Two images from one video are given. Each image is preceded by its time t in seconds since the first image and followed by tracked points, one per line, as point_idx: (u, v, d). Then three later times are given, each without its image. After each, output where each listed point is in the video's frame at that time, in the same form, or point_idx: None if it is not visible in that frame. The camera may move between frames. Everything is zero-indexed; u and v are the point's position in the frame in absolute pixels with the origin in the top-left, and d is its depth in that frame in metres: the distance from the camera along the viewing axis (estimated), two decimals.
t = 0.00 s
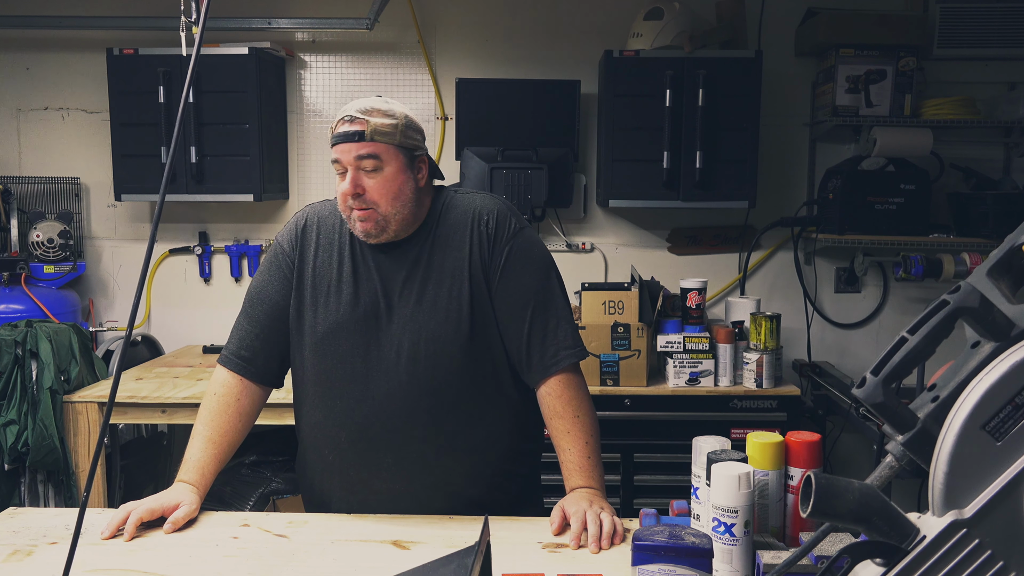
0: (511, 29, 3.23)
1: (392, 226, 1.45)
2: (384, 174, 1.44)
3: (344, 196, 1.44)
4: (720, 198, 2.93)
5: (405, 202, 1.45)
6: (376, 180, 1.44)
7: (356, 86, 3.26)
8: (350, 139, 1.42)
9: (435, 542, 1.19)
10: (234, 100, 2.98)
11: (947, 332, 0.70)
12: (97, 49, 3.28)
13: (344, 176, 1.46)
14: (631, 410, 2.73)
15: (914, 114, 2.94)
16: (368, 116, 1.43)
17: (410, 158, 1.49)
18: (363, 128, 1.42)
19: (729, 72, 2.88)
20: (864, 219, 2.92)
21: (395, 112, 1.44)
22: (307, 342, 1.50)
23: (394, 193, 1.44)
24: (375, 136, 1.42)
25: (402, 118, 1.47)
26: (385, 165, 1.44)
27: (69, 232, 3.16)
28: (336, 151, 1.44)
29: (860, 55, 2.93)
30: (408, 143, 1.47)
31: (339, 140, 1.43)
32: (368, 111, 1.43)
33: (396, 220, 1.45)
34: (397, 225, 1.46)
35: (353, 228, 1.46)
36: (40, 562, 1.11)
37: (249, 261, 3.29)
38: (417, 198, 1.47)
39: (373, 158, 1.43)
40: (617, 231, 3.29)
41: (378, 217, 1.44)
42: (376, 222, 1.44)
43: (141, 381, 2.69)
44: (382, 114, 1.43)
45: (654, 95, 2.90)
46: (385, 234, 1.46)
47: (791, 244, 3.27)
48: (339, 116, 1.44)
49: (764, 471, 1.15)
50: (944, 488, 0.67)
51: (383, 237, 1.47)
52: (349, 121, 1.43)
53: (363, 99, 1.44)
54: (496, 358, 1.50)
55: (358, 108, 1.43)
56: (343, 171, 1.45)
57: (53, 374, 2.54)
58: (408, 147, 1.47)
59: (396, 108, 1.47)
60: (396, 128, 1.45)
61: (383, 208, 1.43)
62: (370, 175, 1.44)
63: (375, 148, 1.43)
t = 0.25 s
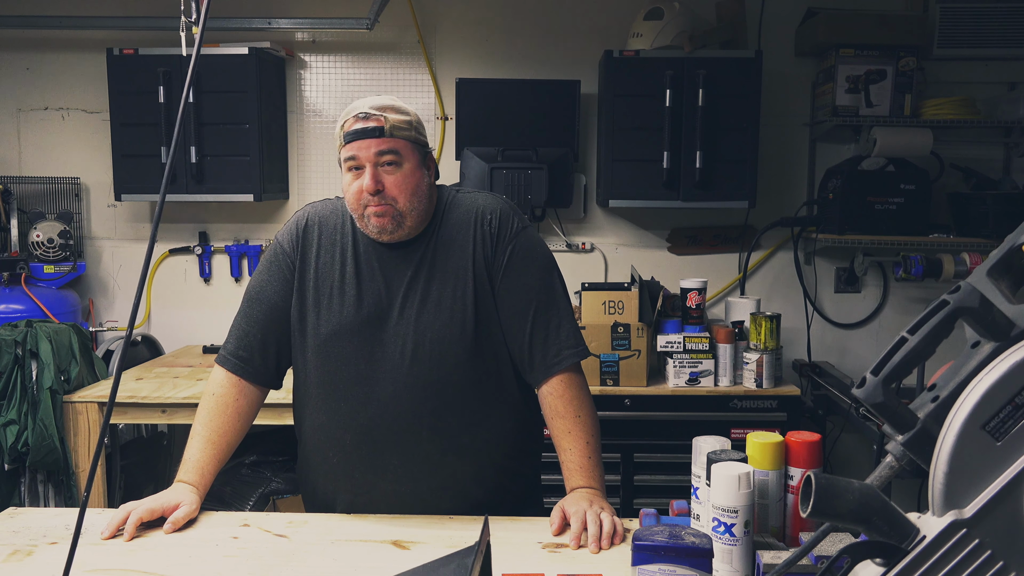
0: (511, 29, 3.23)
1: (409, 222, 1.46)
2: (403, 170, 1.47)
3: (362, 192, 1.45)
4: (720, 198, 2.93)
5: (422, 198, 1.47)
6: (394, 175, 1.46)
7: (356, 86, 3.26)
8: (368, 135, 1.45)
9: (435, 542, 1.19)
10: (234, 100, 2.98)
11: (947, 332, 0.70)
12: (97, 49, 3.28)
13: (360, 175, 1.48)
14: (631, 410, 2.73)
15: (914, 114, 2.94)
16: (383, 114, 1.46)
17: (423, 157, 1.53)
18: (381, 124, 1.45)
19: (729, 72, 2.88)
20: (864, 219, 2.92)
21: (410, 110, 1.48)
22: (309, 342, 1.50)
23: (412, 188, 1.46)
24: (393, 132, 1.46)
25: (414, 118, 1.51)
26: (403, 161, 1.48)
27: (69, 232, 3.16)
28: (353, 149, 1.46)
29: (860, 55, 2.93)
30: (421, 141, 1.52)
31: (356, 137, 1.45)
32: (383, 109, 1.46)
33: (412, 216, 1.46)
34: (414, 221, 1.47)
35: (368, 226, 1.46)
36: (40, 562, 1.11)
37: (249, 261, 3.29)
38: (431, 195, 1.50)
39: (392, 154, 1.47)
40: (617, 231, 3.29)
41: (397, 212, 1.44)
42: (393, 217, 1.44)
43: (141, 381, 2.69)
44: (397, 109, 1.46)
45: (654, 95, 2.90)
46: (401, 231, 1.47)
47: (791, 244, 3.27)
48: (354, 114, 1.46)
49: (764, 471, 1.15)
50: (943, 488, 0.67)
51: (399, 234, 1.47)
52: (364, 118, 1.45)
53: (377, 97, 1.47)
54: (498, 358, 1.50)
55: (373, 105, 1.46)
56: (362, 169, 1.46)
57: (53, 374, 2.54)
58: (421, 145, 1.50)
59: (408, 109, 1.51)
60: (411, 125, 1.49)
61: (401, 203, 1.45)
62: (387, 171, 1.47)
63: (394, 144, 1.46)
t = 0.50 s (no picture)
0: (511, 29, 3.23)
1: (421, 217, 1.46)
2: (419, 164, 1.49)
3: (377, 184, 1.45)
4: (720, 198, 2.93)
5: (435, 194, 1.49)
6: (411, 169, 1.48)
7: (356, 86, 3.26)
8: (387, 127, 1.46)
9: (436, 542, 1.19)
10: (234, 100, 2.98)
11: (947, 332, 0.70)
12: (97, 49, 3.28)
13: (375, 167, 1.48)
14: (632, 410, 2.73)
15: (913, 114, 2.94)
16: (402, 108, 1.48)
17: (435, 155, 1.55)
18: (400, 117, 1.47)
19: (729, 72, 2.88)
20: (864, 219, 2.92)
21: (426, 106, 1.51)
22: (310, 340, 1.50)
23: (427, 184, 1.48)
24: (411, 126, 1.48)
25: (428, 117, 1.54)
26: (419, 156, 1.49)
27: (69, 232, 3.16)
28: (371, 141, 1.47)
29: (860, 55, 2.93)
30: (435, 139, 1.54)
31: (374, 129, 1.46)
32: (402, 103, 1.48)
33: (425, 212, 1.47)
34: (426, 217, 1.48)
35: (379, 220, 1.46)
36: (40, 562, 1.11)
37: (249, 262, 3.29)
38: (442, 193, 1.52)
39: (409, 148, 1.48)
40: (617, 231, 3.29)
41: (411, 206, 1.45)
42: (408, 210, 1.45)
43: (141, 381, 2.69)
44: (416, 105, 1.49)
45: (654, 95, 2.90)
46: (412, 226, 1.47)
47: (791, 244, 3.27)
48: (372, 107, 1.47)
49: (764, 471, 1.15)
50: (944, 488, 0.67)
51: (410, 230, 1.47)
52: (383, 110, 1.47)
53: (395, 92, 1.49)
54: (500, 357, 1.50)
55: (391, 99, 1.48)
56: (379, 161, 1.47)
57: (53, 374, 2.54)
58: (435, 143, 1.53)
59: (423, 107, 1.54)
60: (427, 123, 1.51)
61: (416, 197, 1.46)
62: (404, 164, 1.48)
63: (412, 138, 1.48)
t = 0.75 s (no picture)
0: (511, 29, 3.22)
1: (423, 217, 1.46)
2: (425, 164, 1.49)
3: (381, 182, 1.45)
4: (720, 198, 2.93)
5: (439, 195, 1.49)
6: (417, 169, 1.48)
7: (356, 86, 3.26)
8: (395, 125, 1.46)
9: (436, 542, 1.19)
10: (234, 100, 2.98)
11: (947, 332, 0.70)
12: (97, 49, 3.28)
13: (380, 165, 1.48)
14: (632, 410, 2.73)
15: (913, 114, 2.94)
16: (410, 107, 1.48)
17: (439, 157, 1.55)
18: (408, 116, 1.47)
19: (729, 72, 2.88)
20: (864, 219, 2.92)
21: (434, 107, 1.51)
22: (310, 340, 1.50)
23: (431, 184, 1.48)
24: (418, 126, 1.48)
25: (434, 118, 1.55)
26: (425, 156, 1.50)
27: (69, 232, 3.16)
28: (377, 138, 1.47)
29: (860, 55, 2.93)
30: (440, 140, 1.54)
31: (381, 126, 1.46)
32: (409, 102, 1.49)
33: (428, 212, 1.46)
34: (429, 218, 1.47)
35: (381, 219, 1.46)
36: (40, 562, 1.11)
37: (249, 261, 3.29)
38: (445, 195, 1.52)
39: (416, 148, 1.48)
40: (617, 231, 3.29)
41: (414, 205, 1.45)
42: (410, 209, 1.44)
43: (141, 381, 2.69)
44: (424, 105, 1.49)
45: (654, 95, 2.90)
46: (414, 226, 1.46)
47: (791, 244, 3.27)
48: (380, 104, 1.47)
49: (764, 471, 1.15)
50: (943, 488, 0.67)
51: (411, 230, 1.47)
52: (391, 108, 1.47)
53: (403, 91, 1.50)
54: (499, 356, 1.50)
55: (399, 98, 1.48)
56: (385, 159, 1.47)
57: (53, 374, 2.54)
58: (441, 144, 1.53)
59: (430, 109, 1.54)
60: (434, 124, 1.52)
61: (420, 196, 1.46)
62: (410, 164, 1.48)
63: (419, 138, 1.48)
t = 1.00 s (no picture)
0: (510, 28, 3.22)
1: (423, 219, 1.46)
2: (427, 166, 1.49)
3: (383, 182, 1.45)
4: (720, 198, 2.93)
5: (439, 197, 1.49)
6: (419, 171, 1.48)
7: (356, 86, 3.26)
8: (399, 126, 1.46)
9: (436, 543, 1.19)
10: (234, 100, 2.98)
11: (947, 332, 0.70)
12: (97, 48, 3.28)
13: (383, 165, 1.48)
14: (632, 410, 2.73)
15: (913, 114, 2.94)
16: (415, 108, 1.48)
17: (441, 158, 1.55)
18: (412, 117, 1.47)
19: (729, 72, 2.88)
20: (864, 219, 2.92)
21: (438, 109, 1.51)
22: (308, 340, 1.50)
23: (433, 186, 1.48)
24: (423, 128, 1.48)
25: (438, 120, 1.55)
26: (428, 158, 1.50)
27: (69, 232, 3.16)
28: (381, 138, 1.46)
29: (860, 55, 2.93)
30: (443, 142, 1.54)
31: (385, 126, 1.46)
32: (414, 103, 1.48)
33: (429, 214, 1.46)
34: (428, 220, 1.47)
35: (381, 219, 1.45)
36: (40, 562, 1.11)
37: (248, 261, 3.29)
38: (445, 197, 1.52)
39: (419, 149, 1.48)
40: (617, 231, 3.29)
41: (414, 207, 1.45)
42: (411, 211, 1.44)
43: (141, 381, 2.69)
44: (429, 107, 1.49)
45: (654, 95, 2.90)
46: (414, 227, 1.46)
47: (791, 244, 3.27)
48: (384, 104, 1.47)
49: (764, 471, 1.15)
50: (943, 488, 0.67)
51: (410, 231, 1.47)
52: (396, 109, 1.46)
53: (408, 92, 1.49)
54: (498, 356, 1.50)
55: (404, 98, 1.48)
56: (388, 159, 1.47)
57: (53, 374, 2.54)
58: (444, 146, 1.53)
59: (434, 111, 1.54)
60: (438, 126, 1.52)
61: (421, 198, 1.46)
62: (413, 165, 1.48)
63: (423, 139, 1.48)
